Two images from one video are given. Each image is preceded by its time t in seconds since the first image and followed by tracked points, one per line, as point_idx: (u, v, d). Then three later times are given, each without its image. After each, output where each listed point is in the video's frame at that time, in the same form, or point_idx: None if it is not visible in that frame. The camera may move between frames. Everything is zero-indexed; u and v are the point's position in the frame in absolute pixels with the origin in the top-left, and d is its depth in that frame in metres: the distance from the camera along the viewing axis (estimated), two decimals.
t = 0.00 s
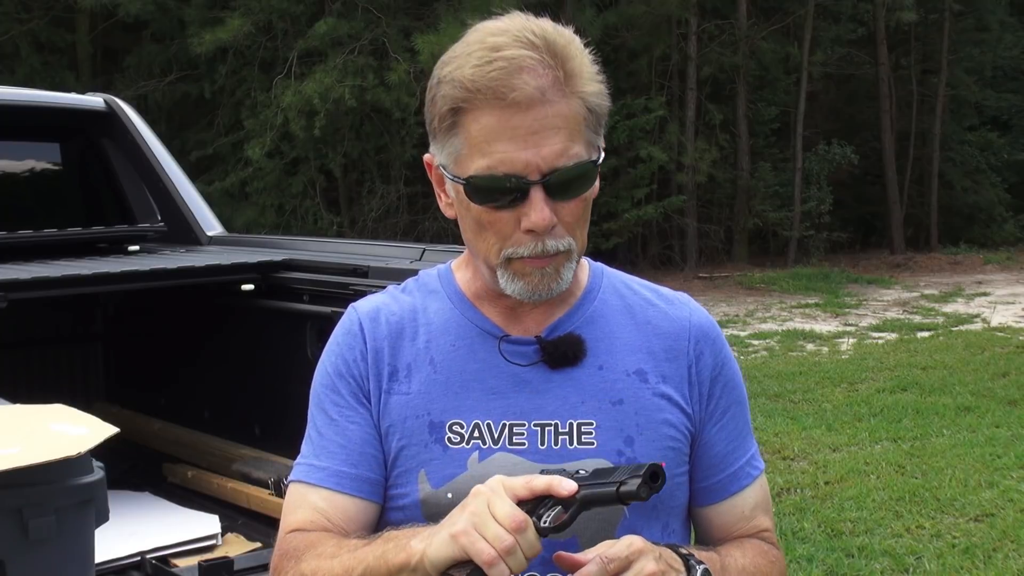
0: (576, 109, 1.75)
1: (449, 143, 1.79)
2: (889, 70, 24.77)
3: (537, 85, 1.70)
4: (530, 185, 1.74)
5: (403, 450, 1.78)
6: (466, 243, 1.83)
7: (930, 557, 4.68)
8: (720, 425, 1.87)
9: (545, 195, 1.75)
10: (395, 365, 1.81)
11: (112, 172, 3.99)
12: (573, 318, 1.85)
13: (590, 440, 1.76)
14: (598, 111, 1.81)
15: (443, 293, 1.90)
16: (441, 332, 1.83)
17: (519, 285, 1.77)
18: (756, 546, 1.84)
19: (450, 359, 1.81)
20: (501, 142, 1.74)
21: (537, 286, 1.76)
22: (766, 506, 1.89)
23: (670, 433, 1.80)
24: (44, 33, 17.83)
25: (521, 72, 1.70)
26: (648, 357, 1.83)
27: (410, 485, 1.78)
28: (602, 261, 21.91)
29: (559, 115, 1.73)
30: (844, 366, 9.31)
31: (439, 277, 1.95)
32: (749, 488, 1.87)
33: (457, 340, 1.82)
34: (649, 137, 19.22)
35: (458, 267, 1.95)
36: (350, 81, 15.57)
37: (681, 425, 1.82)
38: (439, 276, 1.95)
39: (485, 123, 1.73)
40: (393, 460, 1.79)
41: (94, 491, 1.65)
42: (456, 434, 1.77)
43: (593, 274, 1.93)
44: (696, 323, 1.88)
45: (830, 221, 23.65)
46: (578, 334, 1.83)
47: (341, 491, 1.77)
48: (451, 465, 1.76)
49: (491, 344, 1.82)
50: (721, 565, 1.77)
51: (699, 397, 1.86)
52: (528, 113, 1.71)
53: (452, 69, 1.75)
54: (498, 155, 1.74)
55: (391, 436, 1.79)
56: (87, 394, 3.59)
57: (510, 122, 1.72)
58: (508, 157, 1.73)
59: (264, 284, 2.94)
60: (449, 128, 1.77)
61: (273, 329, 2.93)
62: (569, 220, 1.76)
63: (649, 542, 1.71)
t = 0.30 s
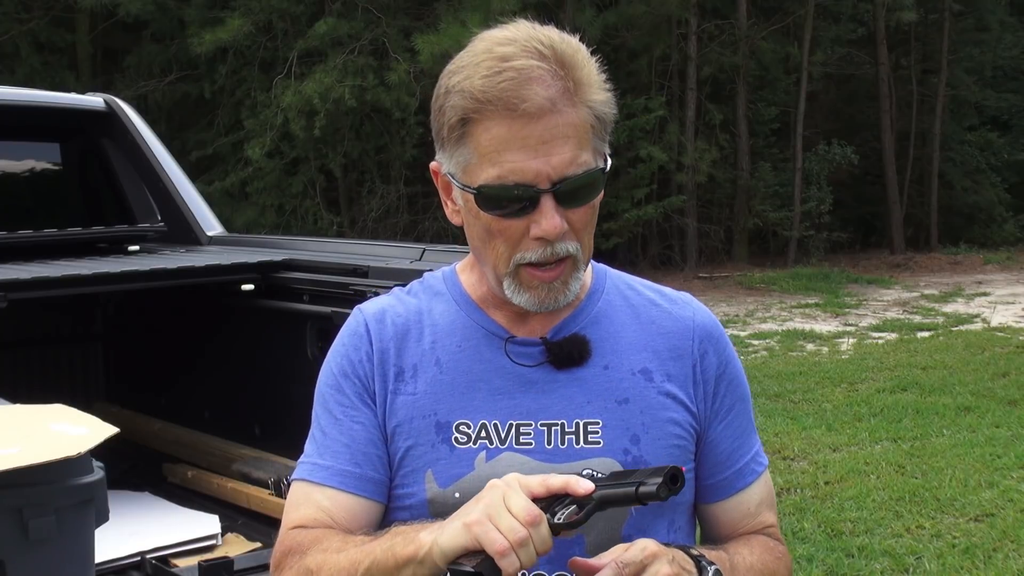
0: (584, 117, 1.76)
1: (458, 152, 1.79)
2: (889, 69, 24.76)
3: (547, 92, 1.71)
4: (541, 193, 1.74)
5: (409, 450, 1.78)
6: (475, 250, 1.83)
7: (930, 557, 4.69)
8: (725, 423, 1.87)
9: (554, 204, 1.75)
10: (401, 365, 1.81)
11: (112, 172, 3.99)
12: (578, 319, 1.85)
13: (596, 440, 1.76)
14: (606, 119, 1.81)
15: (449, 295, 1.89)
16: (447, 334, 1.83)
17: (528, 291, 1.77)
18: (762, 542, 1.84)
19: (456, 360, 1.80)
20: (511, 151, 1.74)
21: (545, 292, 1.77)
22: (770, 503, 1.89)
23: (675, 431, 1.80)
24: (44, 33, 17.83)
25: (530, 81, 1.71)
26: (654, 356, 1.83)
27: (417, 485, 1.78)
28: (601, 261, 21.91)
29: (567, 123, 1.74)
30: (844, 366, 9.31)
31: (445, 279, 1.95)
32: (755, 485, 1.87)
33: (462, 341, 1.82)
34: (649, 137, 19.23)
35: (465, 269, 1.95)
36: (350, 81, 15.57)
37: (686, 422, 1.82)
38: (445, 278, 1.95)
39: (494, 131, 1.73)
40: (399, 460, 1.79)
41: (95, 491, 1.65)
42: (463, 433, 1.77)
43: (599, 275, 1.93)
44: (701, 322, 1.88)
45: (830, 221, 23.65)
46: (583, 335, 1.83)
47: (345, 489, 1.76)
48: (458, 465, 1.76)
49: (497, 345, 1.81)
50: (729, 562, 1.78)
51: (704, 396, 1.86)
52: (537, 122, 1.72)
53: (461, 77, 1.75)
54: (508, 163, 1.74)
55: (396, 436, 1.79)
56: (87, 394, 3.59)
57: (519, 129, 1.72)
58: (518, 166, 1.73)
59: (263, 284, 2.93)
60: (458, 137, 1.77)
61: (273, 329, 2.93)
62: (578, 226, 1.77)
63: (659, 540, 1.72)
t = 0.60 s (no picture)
0: (580, 118, 1.76)
1: (457, 157, 1.79)
2: (889, 70, 24.75)
3: (546, 96, 1.71)
4: (541, 193, 1.74)
5: (414, 446, 1.78)
6: (476, 252, 1.83)
7: (930, 557, 4.68)
8: (728, 418, 1.87)
9: (555, 202, 1.75)
10: (406, 362, 1.81)
11: (112, 171, 3.99)
12: (581, 316, 1.85)
13: (601, 434, 1.76)
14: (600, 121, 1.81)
15: (453, 295, 1.89)
16: (451, 331, 1.83)
17: (532, 290, 1.77)
18: (766, 536, 1.84)
19: (460, 357, 1.81)
20: (510, 154, 1.73)
21: (549, 291, 1.77)
22: (774, 498, 1.89)
23: (680, 425, 1.80)
24: (44, 33, 17.82)
25: (528, 84, 1.71)
26: (657, 351, 1.83)
27: (423, 480, 1.77)
28: (601, 261, 21.91)
29: (564, 123, 1.74)
30: (844, 366, 9.31)
31: (448, 280, 1.95)
32: (758, 479, 1.87)
33: (467, 338, 1.82)
34: (649, 137, 19.24)
35: (467, 270, 1.95)
36: (350, 82, 15.56)
37: (690, 416, 1.82)
38: (449, 279, 1.95)
39: (492, 134, 1.73)
40: (404, 457, 1.79)
41: (94, 491, 1.65)
42: (470, 429, 1.76)
43: (600, 274, 1.94)
44: (702, 319, 1.89)
45: (830, 221, 23.65)
46: (587, 331, 1.83)
47: (347, 481, 1.75)
48: (464, 459, 1.76)
49: (502, 342, 1.81)
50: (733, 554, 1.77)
51: (707, 391, 1.86)
52: (534, 124, 1.72)
53: (455, 84, 1.75)
54: (507, 165, 1.74)
55: (401, 433, 1.79)
56: (87, 394, 3.59)
57: (517, 131, 1.72)
58: (518, 168, 1.73)
59: (263, 284, 2.93)
60: (457, 142, 1.77)
61: (273, 329, 2.93)
62: (578, 224, 1.77)
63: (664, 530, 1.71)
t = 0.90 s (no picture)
0: (565, 93, 1.82)
1: (452, 131, 1.87)
2: (890, 70, 24.73)
3: (526, 65, 1.79)
4: (523, 161, 1.80)
5: (419, 444, 1.77)
6: (470, 229, 1.88)
7: (930, 557, 4.68)
8: (731, 418, 1.87)
9: (538, 171, 1.80)
10: (411, 362, 1.81)
11: (112, 171, 3.99)
12: (585, 315, 1.86)
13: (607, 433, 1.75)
14: (589, 102, 1.87)
15: (457, 294, 1.89)
16: (456, 331, 1.83)
17: (518, 261, 1.80)
18: (772, 533, 1.86)
19: (466, 356, 1.80)
20: (496, 123, 1.81)
21: (533, 261, 1.80)
22: (778, 494, 1.90)
23: (685, 425, 1.80)
24: (44, 33, 17.81)
25: (510, 54, 1.79)
26: (662, 351, 1.83)
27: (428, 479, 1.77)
28: (602, 261, 21.92)
29: (549, 97, 1.81)
30: (844, 366, 9.31)
31: (453, 281, 1.95)
32: (762, 477, 1.88)
33: (473, 338, 1.82)
34: (649, 137, 19.23)
35: (472, 269, 1.96)
36: (350, 82, 15.55)
37: (695, 416, 1.82)
38: (453, 280, 1.95)
39: (480, 106, 1.81)
40: (409, 457, 1.78)
41: (94, 491, 1.65)
42: (475, 428, 1.76)
43: (603, 275, 1.95)
44: (706, 319, 1.89)
45: (830, 221, 23.65)
46: (592, 330, 1.83)
47: (354, 480, 1.75)
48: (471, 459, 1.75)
49: (506, 342, 1.81)
50: (745, 542, 1.79)
51: (711, 390, 1.87)
52: (517, 94, 1.79)
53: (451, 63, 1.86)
54: (492, 134, 1.81)
55: (406, 433, 1.78)
56: (87, 394, 3.59)
57: (502, 102, 1.79)
58: (502, 137, 1.80)
59: (263, 284, 2.93)
60: (451, 116, 1.86)
61: (273, 329, 2.93)
62: (562, 195, 1.80)
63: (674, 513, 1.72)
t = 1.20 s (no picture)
0: (558, 74, 1.89)
1: (451, 111, 1.95)
2: (890, 70, 24.72)
3: (519, 43, 1.86)
4: (510, 135, 1.84)
5: (411, 449, 1.78)
6: (460, 210, 1.92)
7: (930, 557, 4.68)
8: (724, 424, 1.87)
9: (523, 144, 1.84)
10: (403, 367, 1.82)
11: (112, 171, 3.99)
12: (578, 318, 1.86)
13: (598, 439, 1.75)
14: (585, 89, 1.92)
15: (450, 296, 1.90)
16: (449, 333, 1.84)
17: (501, 235, 1.83)
18: (761, 541, 1.85)
19: (459, 361, 1.81)
20: (489, 98, 1.87)
21: (515, 234, 1.81)
22: (773, 505, 1.90)
23: (677, 430, 1.80)
24: (44, 33, 17.79)
25: (506, 34, 1.88)
26: (654, 357, 1.83)
27: (419, 485, 1.78)
28: (602, 261, 21.91)
29: (542, 77, 1.88)
30: (844, 366, 9.31)
31: (447, 281, 1.96)
32: (755, 485, 1.88)
33: (466, 342, 1.83)
34: (649, 137, 19.21)
35: (467, 270, 1.98)
36: (350, 81, 15.54)
37: (688, 422, 1.82)
38: (449, 280, 1.96)
39: (475, 82, 1.89)
40: (400, 461, 1.79)
41: (94, 491, 1.65)
42: (465, 433, 1.77)
43: (599, 276, 1.95)
44: (700, 324, 1.89)
45: (830, 221, 23.65)
46: (585, 334, 1.84)
47: (345, 496, 1.79)
48: (462, 463, 1.76)
49: (499, 345, 1.82)
50: (721, 553, 1.79)
51: (705, 395, 1.86)
52: (510, 71, 1.86)
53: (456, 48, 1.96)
54: (484, 108, 1.87)
55: (398, 439, 1.79)
56: (87, 394, 3.59)
57: (496, 77, 1.87)
58: (493, 110, 1.86)
59: (263, 284, 2.93)
60: (450, 96, 1.94)
61: (273, 329, 2.93)
62: (548, 171, 1.83)
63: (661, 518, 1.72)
